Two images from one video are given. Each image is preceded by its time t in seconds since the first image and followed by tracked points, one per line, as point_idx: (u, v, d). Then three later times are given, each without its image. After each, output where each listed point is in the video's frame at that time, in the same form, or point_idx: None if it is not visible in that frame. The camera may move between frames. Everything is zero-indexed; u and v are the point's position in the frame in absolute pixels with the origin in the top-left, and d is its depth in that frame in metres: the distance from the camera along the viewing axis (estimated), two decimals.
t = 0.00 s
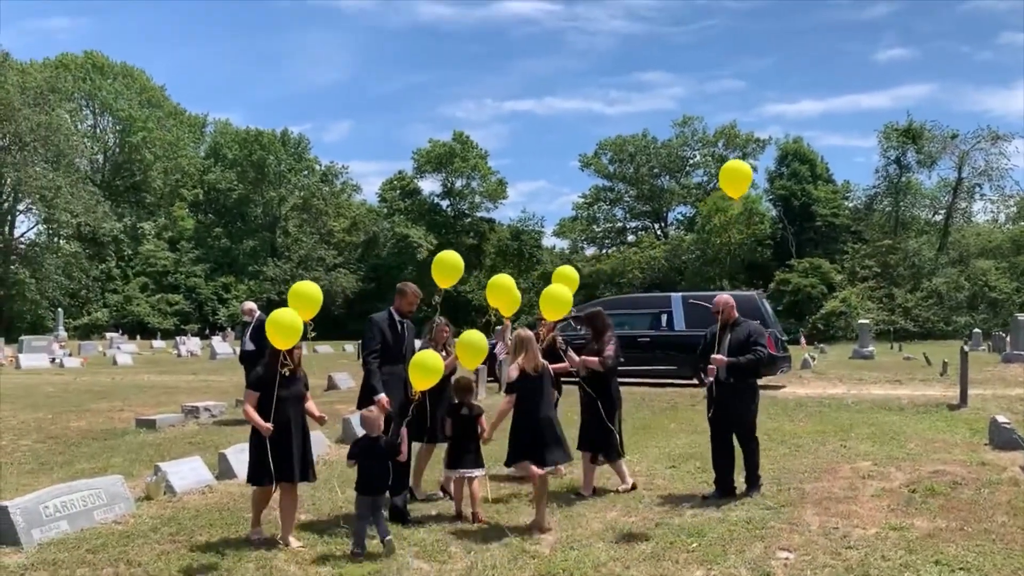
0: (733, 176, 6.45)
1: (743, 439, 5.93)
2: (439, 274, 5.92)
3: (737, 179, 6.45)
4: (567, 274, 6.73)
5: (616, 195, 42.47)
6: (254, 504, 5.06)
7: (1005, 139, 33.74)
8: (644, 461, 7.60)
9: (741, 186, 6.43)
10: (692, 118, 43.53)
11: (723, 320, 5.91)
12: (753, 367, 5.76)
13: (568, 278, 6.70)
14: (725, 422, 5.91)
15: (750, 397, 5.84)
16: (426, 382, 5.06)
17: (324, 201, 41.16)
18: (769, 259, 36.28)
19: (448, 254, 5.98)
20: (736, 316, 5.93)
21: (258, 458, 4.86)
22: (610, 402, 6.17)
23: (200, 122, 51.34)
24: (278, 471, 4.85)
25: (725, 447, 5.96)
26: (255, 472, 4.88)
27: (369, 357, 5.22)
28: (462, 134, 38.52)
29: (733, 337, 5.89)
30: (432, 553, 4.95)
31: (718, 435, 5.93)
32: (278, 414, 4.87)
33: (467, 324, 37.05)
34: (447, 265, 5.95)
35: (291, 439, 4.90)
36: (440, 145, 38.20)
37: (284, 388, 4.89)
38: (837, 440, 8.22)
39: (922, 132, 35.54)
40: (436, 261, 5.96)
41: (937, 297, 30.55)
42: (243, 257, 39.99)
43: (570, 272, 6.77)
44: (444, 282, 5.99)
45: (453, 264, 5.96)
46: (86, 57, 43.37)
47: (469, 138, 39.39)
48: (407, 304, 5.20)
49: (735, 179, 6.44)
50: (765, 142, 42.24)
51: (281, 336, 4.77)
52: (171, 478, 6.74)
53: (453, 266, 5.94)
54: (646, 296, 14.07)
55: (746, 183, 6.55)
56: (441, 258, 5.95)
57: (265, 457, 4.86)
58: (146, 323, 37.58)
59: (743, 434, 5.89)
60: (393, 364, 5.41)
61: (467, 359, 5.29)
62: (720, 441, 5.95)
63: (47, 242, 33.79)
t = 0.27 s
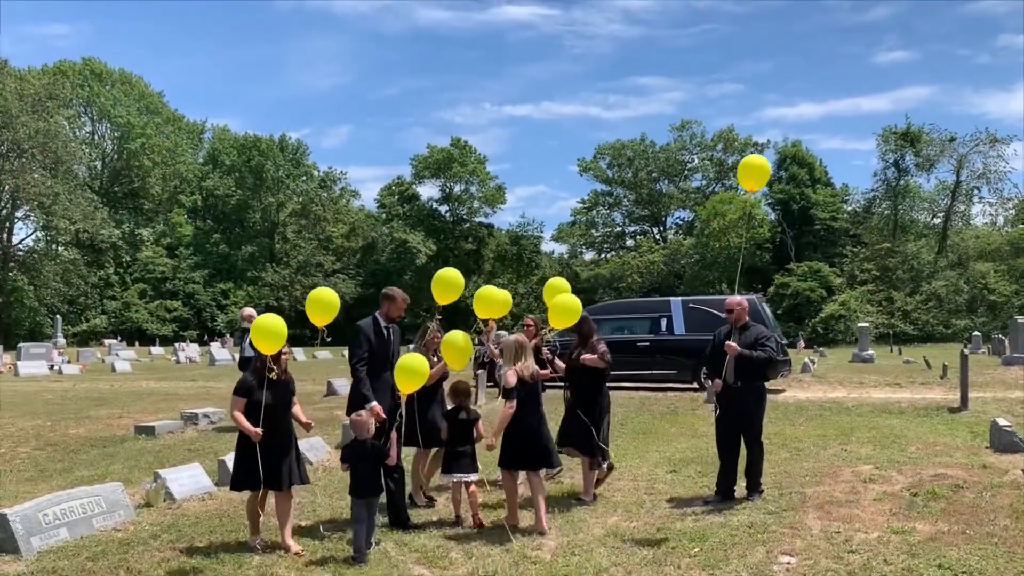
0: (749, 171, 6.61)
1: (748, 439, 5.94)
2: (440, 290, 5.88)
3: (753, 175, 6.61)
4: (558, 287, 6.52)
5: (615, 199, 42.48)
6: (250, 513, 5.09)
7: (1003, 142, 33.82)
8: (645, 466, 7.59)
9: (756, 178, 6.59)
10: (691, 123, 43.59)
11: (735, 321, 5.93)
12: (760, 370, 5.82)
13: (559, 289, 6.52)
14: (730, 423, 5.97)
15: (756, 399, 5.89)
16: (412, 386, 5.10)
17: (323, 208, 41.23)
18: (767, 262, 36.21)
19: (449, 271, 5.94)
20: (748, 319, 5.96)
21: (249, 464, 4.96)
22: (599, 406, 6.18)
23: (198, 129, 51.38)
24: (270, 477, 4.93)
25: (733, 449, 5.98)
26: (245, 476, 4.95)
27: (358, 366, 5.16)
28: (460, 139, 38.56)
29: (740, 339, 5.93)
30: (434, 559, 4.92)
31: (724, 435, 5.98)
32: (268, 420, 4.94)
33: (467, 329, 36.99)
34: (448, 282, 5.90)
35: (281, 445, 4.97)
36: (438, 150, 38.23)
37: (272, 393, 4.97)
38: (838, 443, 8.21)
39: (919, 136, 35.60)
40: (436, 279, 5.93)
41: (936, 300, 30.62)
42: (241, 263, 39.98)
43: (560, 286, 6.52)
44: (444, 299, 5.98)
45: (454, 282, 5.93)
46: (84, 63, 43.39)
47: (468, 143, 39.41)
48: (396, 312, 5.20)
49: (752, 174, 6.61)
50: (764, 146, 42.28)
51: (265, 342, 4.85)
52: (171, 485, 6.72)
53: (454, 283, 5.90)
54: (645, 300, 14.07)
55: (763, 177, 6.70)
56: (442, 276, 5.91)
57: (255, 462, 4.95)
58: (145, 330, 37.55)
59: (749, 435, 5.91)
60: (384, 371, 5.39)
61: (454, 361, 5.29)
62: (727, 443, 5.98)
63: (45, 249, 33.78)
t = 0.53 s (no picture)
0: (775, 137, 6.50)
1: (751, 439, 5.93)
2: (433, 299, 5.95)
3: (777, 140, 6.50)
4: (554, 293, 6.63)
5: (617, 202, 42.46)
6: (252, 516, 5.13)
7: (1006, 145, 33.82)
8: (647, 468, 7.60)
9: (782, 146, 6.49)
10: (693, 125, 43.61)
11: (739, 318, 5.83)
12: (763, 368, 5.83)
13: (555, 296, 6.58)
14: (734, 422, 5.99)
15: (759, 399, 5.88)
16: (391, 389, 5.19)
17: (326, 210, 41.31)
18: (770, 265, 36.15)
19: (442, 280, 6.02)
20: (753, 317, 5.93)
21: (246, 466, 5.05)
22: (589, 413, 6.17)
23: (201, 132, 51.49)
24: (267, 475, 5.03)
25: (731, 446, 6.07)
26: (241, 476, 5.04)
27: (350, 367, 5.33)
28: (462, 141, 38.61)
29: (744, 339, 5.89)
30: (436, 562, 4.93)
31: (725, 433, 6.03)
32: (262, 420, 5.06)
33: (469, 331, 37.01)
34: (440, 291, 5.97)
35: (276, 443, 5.08)
36: (440, 153, 38.26)
37: (269, 394, 5.10)
38: (841, 446, 8.20)
39: (922, 138, 35.57)
40: (429, 287, 6.02)
41: (939, 303, 30.62)
42: (244, 265, 40.06)
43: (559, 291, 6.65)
44: (436, 307, 6.02)
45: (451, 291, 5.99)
46: (87, 66, 43.47)
47: (470, 146, 39.45)
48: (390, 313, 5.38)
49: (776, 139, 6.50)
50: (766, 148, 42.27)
51: (247, 339, 5.07)
52: (174, 487, 6.73)
53: (445, 291, 5.96)
54: (648, 303, 14.08)
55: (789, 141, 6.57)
56: (435, 285, 5.99)
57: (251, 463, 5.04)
58: (148, 332, 37.59)
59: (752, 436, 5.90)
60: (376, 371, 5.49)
61: (434, 362, 5.52)
62: (727, 441, 6.08)
63: (48, 251, 33.83)
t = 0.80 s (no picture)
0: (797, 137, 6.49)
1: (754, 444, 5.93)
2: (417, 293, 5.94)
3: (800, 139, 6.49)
4: (549, 297, 6.51)
5: (624, 203, 42.39)
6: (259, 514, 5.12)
7: (1014, 145, 33.69)
8: (653, 470, 7.57)
9: (802, 144, 6.49)
10: (700, 126, 43.56)
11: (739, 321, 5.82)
12: (760, 369, 5.84)
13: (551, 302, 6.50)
14: (736, 424, 5.99)
15: (758, 401, 5.87)
16: (379, 395, 5.12)
17: (332, 211, 41.43)
18: (777, 266, 36.03)
19: (428, 275, 6.00)
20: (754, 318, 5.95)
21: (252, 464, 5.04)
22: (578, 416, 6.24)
23: (208, 133, 51.68)
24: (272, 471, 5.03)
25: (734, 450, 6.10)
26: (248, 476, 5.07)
27: (349, 367, 5.36)
28: (469, 143, 38.63)
29: (745, 341, 5.91)
30: (442, 564, 4.91)
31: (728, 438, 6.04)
32: (268, 420, 5.08)
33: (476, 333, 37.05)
34: (425, 286, 5.95)
35: (281, 441, 5.10)
36: (447, 154, 38.30)
37: (276, 393, 5.11)
38: (848, 447, 8.18)
39: (930, 139, 35.44)
40: (415, 283, 6.01)
41: (947, 304, 30.57)
42: (251, 266, 40.21)
43: (553, 296, 6.53)
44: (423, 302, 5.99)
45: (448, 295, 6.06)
46: (95, 68, 43.66)
47: (476, 147, 39.47)
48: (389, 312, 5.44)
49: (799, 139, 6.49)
50: (773, 149, 42.18)
51: (240, 337, 5.44)
52: (180, 488, 6.75)
53: (430, 285, 5.93)
54: (654, 305, 14.07)
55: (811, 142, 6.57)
56: (420, 280, 5.99)
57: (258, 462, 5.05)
58: (155, 334, 37.74)
59: (754, 439, 5.88)
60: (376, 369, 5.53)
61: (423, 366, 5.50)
62: (729, 444, 6.12)
63: (56, 253, 33.98)
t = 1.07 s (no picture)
0: (813, 135, 6.48)
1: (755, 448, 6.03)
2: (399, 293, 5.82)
3: (816, 138, 6.48)
4: (542, 297, 6.60)
5: (634, 203, 42.30)
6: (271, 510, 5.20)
7: None
8: (663, 471, 7.56)
9: (819, 143, 6.47)
10: (710, 126, 43.43)
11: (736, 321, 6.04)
12: (755, 368, 6.00)
13: (544, 301, 6.60)
14: (733, 424, 6.11)
15: (755, 400, 6.03)
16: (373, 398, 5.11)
17: (343, 213, 41.57)
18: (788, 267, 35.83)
19: (409, 274, 5.88)
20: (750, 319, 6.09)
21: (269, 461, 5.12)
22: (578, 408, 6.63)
23: (220, 135, 51.96)
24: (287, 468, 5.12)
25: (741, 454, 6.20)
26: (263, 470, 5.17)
27: (355, 365, 5.47)
28: (478, 143, 38.65)
29: (740, 340, 6.05)
30: (452, 564, 4.91)
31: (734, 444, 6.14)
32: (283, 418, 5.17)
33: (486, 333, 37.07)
34: (408, 286, 5.83)
35: (297, 439, 5.19)
36: (457, 155, 38.32)
37: (292, 393, 5.18)
38: (859, 448, 8.13)
39: (942, 138, 35.22)
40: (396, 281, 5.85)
41: (959, 304, 30.37)
42: (262, 267, 40.41)
43: (546, 295, 6.61)
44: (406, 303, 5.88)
45: (451, 288, 6.30)
46: (108, 71, 43.95)
47: (486, 148, 39.47)
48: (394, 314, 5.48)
49: (814, 138, 6.48)
50: (784, 149, 42.00)
51: (249, 339, 5.49)
52: (191, 488, 6.79)
53: (412, 285, 5.82)
54: (663, 305, 14.04)
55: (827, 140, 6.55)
56: (400, 279, 5.84)
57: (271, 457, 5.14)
58: (167, 335, 37.97)
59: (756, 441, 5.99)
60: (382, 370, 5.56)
61: (422, 374, 5.50)
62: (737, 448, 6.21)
63: (69, 254, 34.26)
